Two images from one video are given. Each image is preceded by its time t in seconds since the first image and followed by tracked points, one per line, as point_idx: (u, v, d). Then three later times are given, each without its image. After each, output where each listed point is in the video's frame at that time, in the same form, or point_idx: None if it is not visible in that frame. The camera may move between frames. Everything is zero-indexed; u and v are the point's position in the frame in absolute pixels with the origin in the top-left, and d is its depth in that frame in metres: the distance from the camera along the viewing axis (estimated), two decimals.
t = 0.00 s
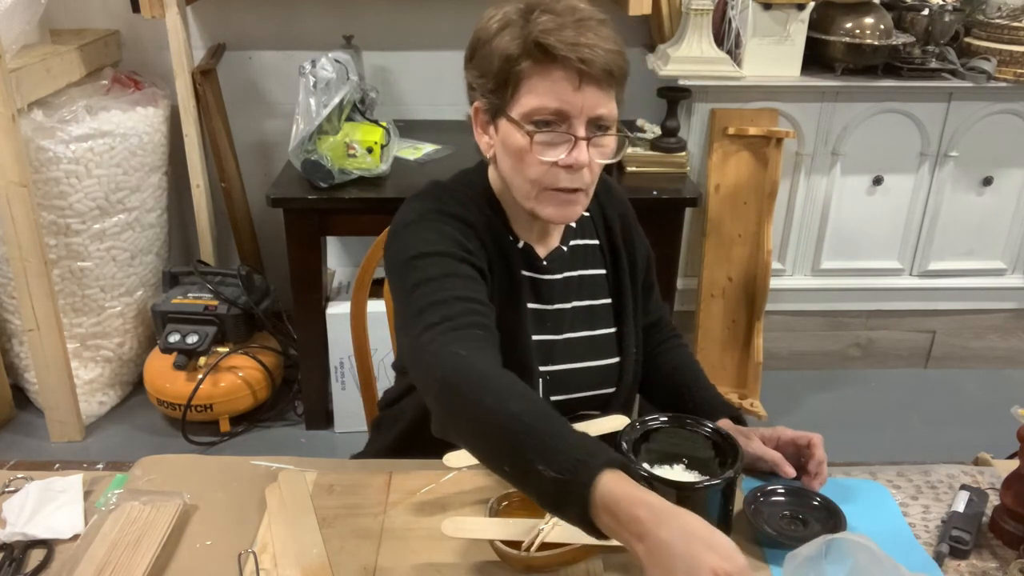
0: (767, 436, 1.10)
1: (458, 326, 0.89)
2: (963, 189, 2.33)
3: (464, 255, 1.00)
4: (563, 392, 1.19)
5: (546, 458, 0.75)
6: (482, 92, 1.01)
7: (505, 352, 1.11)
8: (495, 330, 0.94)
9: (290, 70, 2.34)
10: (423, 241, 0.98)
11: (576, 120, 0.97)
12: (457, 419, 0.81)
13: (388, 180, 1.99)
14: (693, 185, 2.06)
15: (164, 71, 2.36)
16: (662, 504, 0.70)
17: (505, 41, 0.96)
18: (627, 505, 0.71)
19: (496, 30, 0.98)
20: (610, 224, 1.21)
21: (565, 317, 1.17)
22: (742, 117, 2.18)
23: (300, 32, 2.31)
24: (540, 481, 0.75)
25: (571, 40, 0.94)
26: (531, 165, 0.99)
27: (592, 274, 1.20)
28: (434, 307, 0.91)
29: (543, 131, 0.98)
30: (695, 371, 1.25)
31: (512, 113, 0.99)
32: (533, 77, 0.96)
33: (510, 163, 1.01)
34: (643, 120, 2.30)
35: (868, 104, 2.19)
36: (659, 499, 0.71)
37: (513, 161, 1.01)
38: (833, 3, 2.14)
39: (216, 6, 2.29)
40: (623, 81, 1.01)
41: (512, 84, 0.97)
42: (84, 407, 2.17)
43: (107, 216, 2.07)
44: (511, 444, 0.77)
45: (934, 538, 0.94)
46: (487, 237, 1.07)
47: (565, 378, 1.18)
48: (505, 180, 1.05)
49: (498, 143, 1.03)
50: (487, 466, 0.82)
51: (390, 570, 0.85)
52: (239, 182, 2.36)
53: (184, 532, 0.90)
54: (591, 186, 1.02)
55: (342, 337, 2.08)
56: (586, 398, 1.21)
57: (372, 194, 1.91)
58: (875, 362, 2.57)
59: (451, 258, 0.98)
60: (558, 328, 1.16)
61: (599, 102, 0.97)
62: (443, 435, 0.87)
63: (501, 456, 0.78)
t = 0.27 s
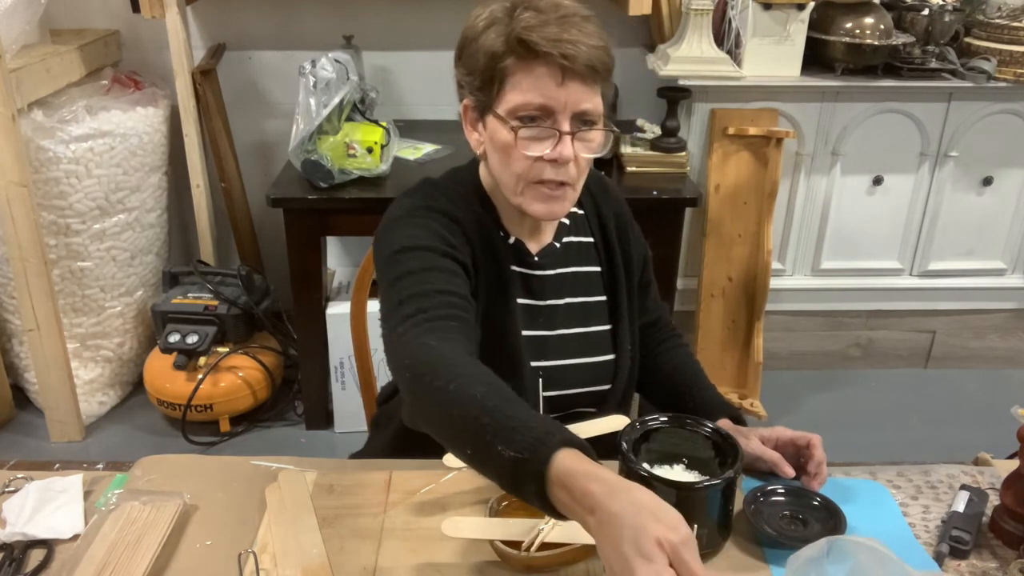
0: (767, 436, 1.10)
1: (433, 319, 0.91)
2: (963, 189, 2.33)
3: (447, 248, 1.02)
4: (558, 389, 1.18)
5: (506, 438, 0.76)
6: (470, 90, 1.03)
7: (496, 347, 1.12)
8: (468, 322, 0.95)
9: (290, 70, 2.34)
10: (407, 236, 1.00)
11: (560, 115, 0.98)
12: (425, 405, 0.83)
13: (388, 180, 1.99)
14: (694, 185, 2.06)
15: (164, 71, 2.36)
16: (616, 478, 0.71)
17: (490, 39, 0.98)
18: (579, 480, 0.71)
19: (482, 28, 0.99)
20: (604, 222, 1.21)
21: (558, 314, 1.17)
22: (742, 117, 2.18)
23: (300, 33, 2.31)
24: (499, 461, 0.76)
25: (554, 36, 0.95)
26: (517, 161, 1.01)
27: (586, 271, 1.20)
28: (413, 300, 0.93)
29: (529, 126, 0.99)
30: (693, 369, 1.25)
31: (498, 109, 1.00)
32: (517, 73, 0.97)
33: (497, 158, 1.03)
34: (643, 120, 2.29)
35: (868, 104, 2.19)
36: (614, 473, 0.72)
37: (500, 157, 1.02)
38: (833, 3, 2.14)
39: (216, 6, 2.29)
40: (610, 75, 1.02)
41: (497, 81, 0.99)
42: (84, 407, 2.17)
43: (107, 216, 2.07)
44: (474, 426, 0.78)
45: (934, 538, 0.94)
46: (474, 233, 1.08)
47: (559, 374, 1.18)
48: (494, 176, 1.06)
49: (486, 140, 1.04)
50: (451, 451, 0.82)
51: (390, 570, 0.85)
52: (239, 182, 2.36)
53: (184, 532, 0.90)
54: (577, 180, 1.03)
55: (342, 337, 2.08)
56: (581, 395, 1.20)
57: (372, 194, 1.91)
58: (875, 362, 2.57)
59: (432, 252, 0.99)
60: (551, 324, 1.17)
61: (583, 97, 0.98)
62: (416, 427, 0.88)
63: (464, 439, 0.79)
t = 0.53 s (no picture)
0: (767, 436, 1.10)
1: (429, 315, 0.92)
2: (963, 189, 2.33)
3: (442, 246, 1.02)
4: (555, 386, 1.19)
5: (503, 431, 0.76)
6: (463, 88, 1.03)
7: (491, 345, 1.12)
8: (466, 319, 0.96)
9: (290, 70, 2.34)
10: (403, 234, 1.01)
11: (552, 113, 0.98)
12: (424, 400, 0.83)
13: (388, 180, 1.99)
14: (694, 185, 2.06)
15: (164, 71, 2.36)
16: (612, 467, 0.71)
17: (482, 37, 0.97)
18: (574, 469, 0.71)
19: (474, 27, 0.99)
20: (599, 220, 1.21)
21: (553, 311, 1.17)
22: (743, 117, 2.18)
23: (300, 33, 2.31)
24: (497, 454, 0.75)
25: (546, 35, 0.95)
26: (510, 158, 1.01)
27: (581, 268, 1.19)
28: (411, 297, 0.94)
29: (521, 124, 0.99)
30: (690, 367, 1.25)
31: (491, 107, 1.01)
32: (509, 72, 0.97)
33: (490, 156, 1.03)
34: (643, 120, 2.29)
35: (868, 104, 2.19)
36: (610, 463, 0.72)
37: (494, 155, 1.03)
38: (833, 3, 2.14)
39: (216, 6, 2.29)
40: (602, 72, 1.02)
41: (490, 80, 0.99)
42: (84, 407, 2.17)
43: (107, 216, 2.07)
44: (471, 420, 0.78)
45: (934, 539, 0.94)
46: (469, 231, 1.08)
47: (555, 372, 1.18)
48: (488, 173, 1.07)
49: (479, 137, 1.05)
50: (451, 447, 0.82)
51: (390, 570, 0.85)
52: (239, 182, 2.36)
53: (184, 532, 0.90)
54: (570, 177, 1.04)
55: (342, 337, 2.08)
56: (578, 393, 1.21)
57: (372, 194, 1.91)
58: (875, 362, 2.57)
59: (427, 249, 0.99)
60: (547, 322, 1.17)
61: (575, 95, 0.98)
62: (413, 422, 0.88)
63: (462, 434, 0.79)
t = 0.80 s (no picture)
0: (767, 436, 1.10)
1: (429, 315, 0.92)
2: (962, 189, 2.33)
3: (442, 245, 1.02)
4: (555, 386, 1.19)
5: (505, 428, 0.76)
6: (463, 88, 1.03)
7: (491, 344, 1.12)
8: (466, 318, 0.96)
9: (290, 70, 2.34)
10: (403, 234, 1.01)
11: (552, 111, 0.98)
12: (426, 399, 0.83)
13: (388, 180, 1.99)
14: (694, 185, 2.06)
15: (164, 71, 2.36)
16: (616, 460, 0.71)
17: (482, 36, 0.98)
18: (579, 465, 0.71)
19: (474, 26, 0.99)
20: (599, 219, 1.21)
21: (553, 311, 1.17)
22: (743, 117, 2.18)
23: (300, 32, 2.31)
24: (500, 450, 0.76)
25: (545, 34, 0.95)
26: (511, 157, 1.01)
27: (582, 268, 1.19)
28: (411, 297, 0.94)
29: (521, 123, 0.99)
30: (690, 367, 1.25)
31: (491, 107, 1.01)
32: (509, 71, 0.97)
33: (491, 155, 1.03)
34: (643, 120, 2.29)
35: (868, 104, 2.19)
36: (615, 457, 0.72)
37: (494, 154, 1.03)
38: (833, 3, 2.14)
39: (216, 6, 2.29)
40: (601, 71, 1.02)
41: (490, 79, 0.99)
42: (84, 407, 2.17)
43: (107, 216, 2.07)
44: (474, 418, 0.78)
45: (934, 538, 0.94)
46: (470, 231, 1.08)
47: (555, 371, 1.18)
48: (489, 173, 1.07)
49: (480, 137, 1.05)
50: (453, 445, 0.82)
51: (390, 570, 0.85)
52: (239, 182, 2.36)
53: (184, 532, 0.90)
54: (571, 176, 1.04)
55: (342, 337, 2.08)
56: (578, 392, 1.21)
57: (372, 194, 1.91)
58: (875, 362, 2.57)
59: (428, 249, 1.00)
60: (547, 322, 1.17)
61: (575, 94, 0.98)
62: (415, 422, 0.88)
63: (464, 431, 0.79)
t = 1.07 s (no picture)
0: (767, 436, 1.10)
1: (426, 313, 0.92)
2: (963, 189, 2.33)
3: (440, 245, 1.02)
4: (555, 386, 1.18)
5: (502, 420, 0.75)
6: (463, 87, 1.03)
7: (491, 344, 1.12)
8: (462, 317, 0.96)
9: (290, 70, 2.34)
10: (401, 234, 1.01)
11: (550, 111, 0.98)
12: (422, 396, 0.83)
13: (388, 180, 1.99)
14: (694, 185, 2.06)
15: (164, 71, 2.36)
16: (614, 449, 0.70)
17: (481, 36, 0.98)
18: (577, 454, 0.71)
19: (474, 26, 0.99)
20: (600, 220, 1.21)
21: (553, 311, 1.17)
22: (743, 117, 2.18)
23: (300, 32, 2.31)
24: (497, 442, 0.75)
25: (543, 34, 0.95)
26: (509, 157, 1.01)
27: (582, 268, 1.19)
28: (410, 295, 0.94)
29: (519, 123, 0.99)
30: (691, 368, 1.25)
31: (489, 106, 1.01)
32: (507, 70, 0.97)
33: (489, 155, 1.03)
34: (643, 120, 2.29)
35: (868, 104, 2.19)
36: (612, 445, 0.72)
37: (492, 153, 1.03)
38: (833, 3, 2.14)
39: (216, 6, 2.29)
40: (600, 71, 1.02)
41: (488, 78, 0.99)
42: (83, 407, 2.17)
43: (107, 216, 2.07)
44: (470, 412, 0.78)
45: (934, 539, 0.94)
46: (469, 231, 1.08)
47: (555, 371, 1.18)
48: (487, 172, 1.07)
49: (479, 136, 1.05)
50: (453, 445, 0.81)
51: (390, 570, 0.85)
52: (239, 182, 2.36)
53: (184, 532, 0.90)
54: (569, 176, 1.04)
55: (342, 337, 2.08)
56: (578, 392, 1.20)
57: (372, 194, 1.91)
58: (875, 362, 2.57)
59: (426, 249, 1.00)
60: (547, 321, 1.17)
61: (573, 94, 0.98)
62: (412, 421, 0.88)
63: (461, 426, 0.78)
